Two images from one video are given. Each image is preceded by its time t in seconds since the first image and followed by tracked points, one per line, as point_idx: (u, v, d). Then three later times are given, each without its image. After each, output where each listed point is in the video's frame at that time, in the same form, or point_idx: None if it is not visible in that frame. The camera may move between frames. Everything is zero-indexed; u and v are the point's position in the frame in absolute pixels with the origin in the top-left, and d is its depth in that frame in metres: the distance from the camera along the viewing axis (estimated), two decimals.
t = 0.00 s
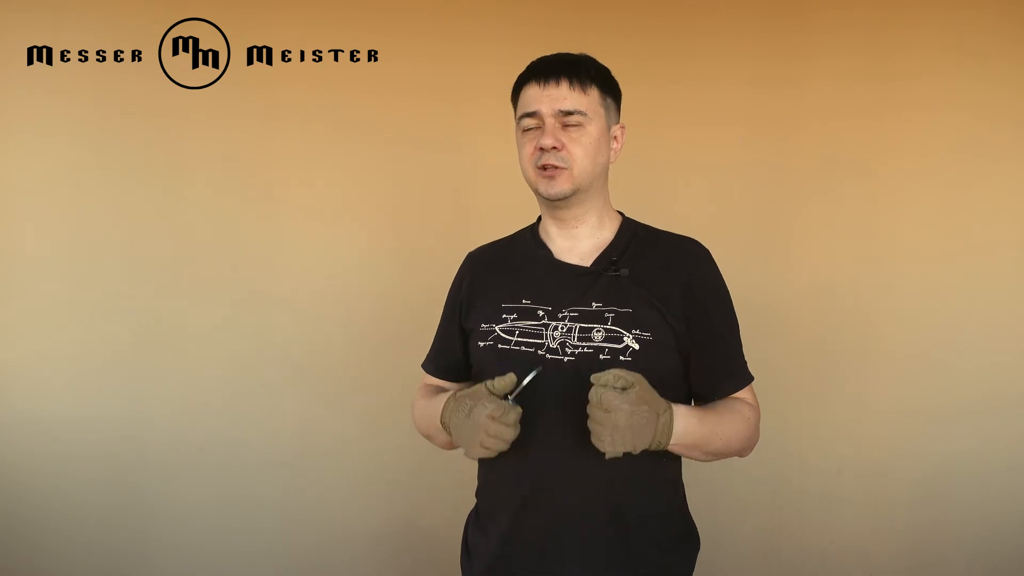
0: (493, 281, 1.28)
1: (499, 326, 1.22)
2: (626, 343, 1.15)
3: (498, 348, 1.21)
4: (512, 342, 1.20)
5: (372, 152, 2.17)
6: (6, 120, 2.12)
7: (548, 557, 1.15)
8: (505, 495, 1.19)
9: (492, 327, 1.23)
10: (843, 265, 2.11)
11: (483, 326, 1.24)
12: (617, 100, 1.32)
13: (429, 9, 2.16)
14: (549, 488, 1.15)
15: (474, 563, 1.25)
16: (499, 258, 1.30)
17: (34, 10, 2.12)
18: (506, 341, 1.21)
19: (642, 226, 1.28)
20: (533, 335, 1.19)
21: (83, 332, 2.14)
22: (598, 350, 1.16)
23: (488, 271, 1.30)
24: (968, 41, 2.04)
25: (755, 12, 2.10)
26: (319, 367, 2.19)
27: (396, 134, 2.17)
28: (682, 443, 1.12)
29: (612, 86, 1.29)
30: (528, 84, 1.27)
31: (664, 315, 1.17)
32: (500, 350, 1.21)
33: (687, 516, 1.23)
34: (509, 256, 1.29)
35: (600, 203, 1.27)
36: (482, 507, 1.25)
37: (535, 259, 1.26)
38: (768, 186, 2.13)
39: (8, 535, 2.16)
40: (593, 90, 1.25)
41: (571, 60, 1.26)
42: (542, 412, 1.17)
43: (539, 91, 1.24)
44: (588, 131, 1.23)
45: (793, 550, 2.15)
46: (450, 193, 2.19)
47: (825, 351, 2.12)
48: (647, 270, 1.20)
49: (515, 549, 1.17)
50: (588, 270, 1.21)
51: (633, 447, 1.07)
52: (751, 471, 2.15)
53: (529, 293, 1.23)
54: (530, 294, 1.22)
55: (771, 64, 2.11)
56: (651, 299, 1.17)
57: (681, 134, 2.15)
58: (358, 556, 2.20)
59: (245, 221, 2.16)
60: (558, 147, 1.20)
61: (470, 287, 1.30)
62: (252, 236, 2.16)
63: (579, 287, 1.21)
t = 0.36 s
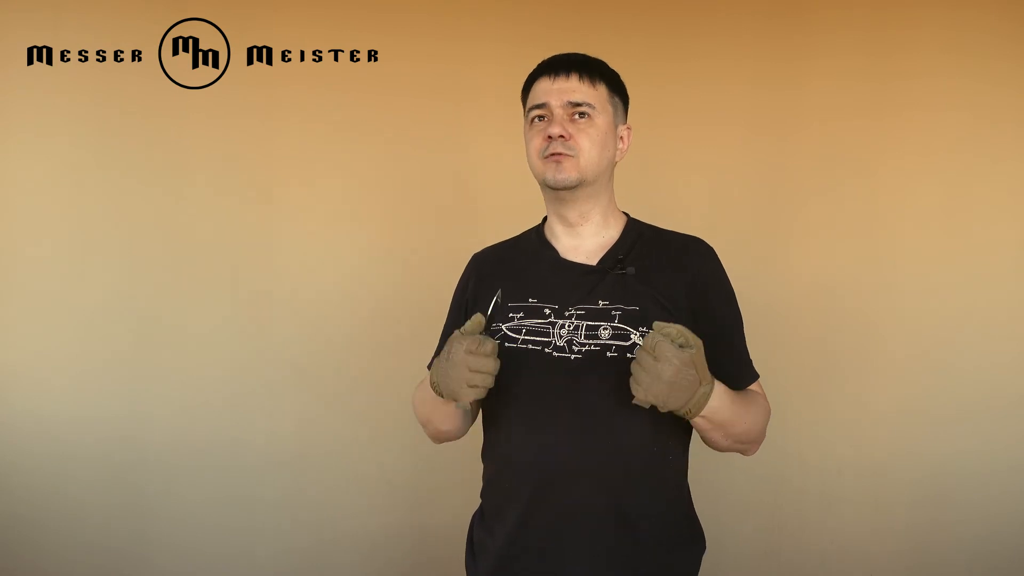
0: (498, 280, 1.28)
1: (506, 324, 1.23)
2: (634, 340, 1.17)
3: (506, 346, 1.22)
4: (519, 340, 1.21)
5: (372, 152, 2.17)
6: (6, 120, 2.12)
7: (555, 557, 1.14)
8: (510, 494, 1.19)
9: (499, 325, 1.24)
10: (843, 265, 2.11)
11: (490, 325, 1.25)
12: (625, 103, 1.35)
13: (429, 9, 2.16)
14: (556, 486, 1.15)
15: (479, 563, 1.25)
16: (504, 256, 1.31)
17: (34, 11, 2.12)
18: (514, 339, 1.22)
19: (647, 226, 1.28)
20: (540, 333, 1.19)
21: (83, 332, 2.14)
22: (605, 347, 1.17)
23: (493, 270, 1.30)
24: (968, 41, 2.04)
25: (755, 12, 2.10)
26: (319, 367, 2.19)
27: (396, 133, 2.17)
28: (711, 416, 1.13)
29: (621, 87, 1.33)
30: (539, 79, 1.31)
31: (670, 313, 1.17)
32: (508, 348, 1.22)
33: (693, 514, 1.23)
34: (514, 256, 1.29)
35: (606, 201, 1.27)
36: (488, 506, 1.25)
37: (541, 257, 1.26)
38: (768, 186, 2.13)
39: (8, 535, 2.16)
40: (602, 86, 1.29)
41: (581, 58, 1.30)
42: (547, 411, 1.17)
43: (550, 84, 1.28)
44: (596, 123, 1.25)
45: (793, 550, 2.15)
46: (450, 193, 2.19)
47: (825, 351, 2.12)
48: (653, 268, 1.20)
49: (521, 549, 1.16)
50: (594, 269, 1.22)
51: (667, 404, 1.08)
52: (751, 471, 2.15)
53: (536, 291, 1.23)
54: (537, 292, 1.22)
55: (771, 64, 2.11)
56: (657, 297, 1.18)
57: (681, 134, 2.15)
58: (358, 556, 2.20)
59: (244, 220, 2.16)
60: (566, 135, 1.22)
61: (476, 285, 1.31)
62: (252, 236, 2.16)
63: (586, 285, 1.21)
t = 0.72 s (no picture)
0: (499, 281, 1.28)
1: (507, 325, 1.23)
2: (634, 340, 1.16)
3: (507, 347, 1.22)
4: (520, 341, 1.21)
5: (372, 152, 2.17)
6: (6, 120, 2.12)
7: (556, 557, 1.14)
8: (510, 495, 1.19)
9: (499, 327, 1.23)
10: (843, 265, 2.11)
11: (490, 326, 1.25)
12: (625, 102, 1.35)
13: (429, 9, 2.16)
14: (555, 488, 1.14)
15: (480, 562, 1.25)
16: (504, 258, 1.31)
17: (34, 11, 2.12)
18: (514, 340, 1.21)
19: (648, 226, 1.28)
20: (541, 334, 1.19)
21: (84, 332, 2.14)
22: (605, 348, 1.16)
23: (495, 271, 1.30)
24: (968, 41, 2.04)
25: (755, 12, 2.10)
26: (319, 368, 2.19)
27: (396, 133, 2.17)
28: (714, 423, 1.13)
29: (620, 87, 1.33)
30: (539, 80, 1.31)
31: (671, 313, 1.17)
32: (508, 349, 1.21)
33: (694, 514, 1.23)
34: (515, 258, 1.30)
35: (606, 201, 1.27)
36: (489, 506, 1.25)
37: (541, 258, 1.26)
38: (768, 186, 2.13)
39: (8, 536, 2.16)
40: (601, 87, 1.29)
41: (581, 59, 1.30)
42: (547, 412, 1.17)
43: (549, 84, 1.28)
44: (595, 124, 1.25)
45: (793, 550, 2.15)
46: (450, 193, 2.19)
47: (825, 351, 2.12)
48: (653, 268, 1.20)
49: (522, 549, 1.17)
50: (595, 269, 1.22)
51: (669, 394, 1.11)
52: (751, 470, 2.15)
53: (536, 292, 1.23)
54: (537, 293, 1.22)
55: (771, 64, 2.11)
56: (658, 297, 1.18)
57: (681, 134, 2.15)
58: (358, 556, 2.20)
59: (244, 220, 2.16)
60: (566, 137, 1.22)
61: (477, 287, 1.31)
62: (253, 236, 2.16)
63: (586, 286, 1.21)
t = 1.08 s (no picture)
0: (494, 284, 1.27)
1: (502, 329, 1.22)
2: (631, 344, 1.15)
3: (502, 351, 1.21)
4: (515, 345, 1.20)
5: (372, 153, 2.17)
6: (6, 120, 2.12)
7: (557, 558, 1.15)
8: (513, 497, 1.20)
9: (495, 330, 1.23)
10: (843, 265, 2.11)
11: (486, 330, 1.24)
12: (617, 99, 1.29)
13: (429, 9, 2.16)
14: (557, 489, 1.16)
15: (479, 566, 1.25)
16: (499, 259, 1.30)
17: (34, 10, 2.12)
18: (510, 345, 1.20)
19: (644, 225, 1.27)
20: (537, 338, 1.18)
21: (84, 332, 2.14)
22: (602, 352, 1.16)
23: (490, 273, 1.29)
24: (968, 41, 2.04)
25: (756, 12, 2.10)
26: (319, 367, 2.19)
27: (396, 134, 2.17)
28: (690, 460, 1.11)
29: (611, 88, 1.26)
30: (524, 91, 1.24)
31: (668, 315, 1.16)
32: (504, 353, 1.21)
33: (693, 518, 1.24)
34: (510, 259, 1.28)
35: (601, 206, 1.25)
36: (488, 509, 1.25)
37: (536, 260, 1.25)
38: (768, 186, 2.13)
39: (9, 536, 2.16)
40: (591, 96, 1.22)
41: (569, 65, 1.23)
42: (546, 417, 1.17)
43: (536, 99, 1.22)
44: (587, 139, 1.21)
45: (793, 550, 2.15)
46: (450, 193, 2.19)
47: (824, 351, 2.12)
48: (649, 271, 1.20)
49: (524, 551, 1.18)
50: (591, 271, 1.21)
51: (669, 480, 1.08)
52: (751, 471, 2.15)
53: (531, 295, 1.22)
54: (533, 296, 1.22)
55: (772, 64, 2.11)
56: (655, 300, 1.17)
57: (681, 134, 2.15)
58: (359, 556, 2.21)
59: (244, 220, 2.16)
60: (557, 158, 1.19)
61: (472, 289, 1.30)
62: (253, 236, 2.16)
63: (582, 289, 1.20)
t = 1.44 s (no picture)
0: (487, 287, 1.26)
1: (494, 332, 1.21)
2: (625, 347, 1.14)
3: (494, 355, 1.20)
4: (508, 348, 1.19)
5: (372, 152, 2.17)
6: (6, 120, 2.12)
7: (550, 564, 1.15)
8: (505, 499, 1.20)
9: (487, 334, 1.22)
10: (843, 264, 2.11)
11: (478, 333, 1.23)
12: (610, 97, 1.30)
13: (429, 9, 2.16)
14: (549, 488, 1.17)
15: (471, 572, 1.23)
16: (492, 261, 1.29)
17: (34, 11, 2.12)
18: (502, 348, 1.19)
19: (639, 226, 1.27)
20: (529, 341, 1.18)
21: (84, 332, 2.14)
22: (595, 356, 1.15)
23: (482, 275, 1.28)
24: (968, 41, 2.04)
25: (755, 12, 2.10)
26: (319, 367, 2.19)
27: (396, 134, 2.18)
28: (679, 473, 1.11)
29: (605, 86, 1.28)
30: (518, 86, 1.24)
31: (662, 318, 1.16)
32: (496, 357, 1.20)
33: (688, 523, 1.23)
34: (503, 261, 1.28)
35: (596, 204, 1.26)
36: (481, 515, 1.24)
37: (530, 262, 1.25)
38: (767, 186, 2.13)
39: (9, 536, 2.16)
40: (587, 91, 1.23)
41: (564, 60, 1.24)
42: (538, 419, 1.16)
43: (532, 93, 1.22)
44: (584, 134, 1.21)
45: (793, 550, 2.15)
46: (450, 193, 2.19)
47: (824, 351, 2.12)
48: (643, 272, 1.19)
49: (518, 555, 1.16)
50: (585, 273, 1.20)
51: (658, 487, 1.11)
52: (752, 471, 2.15)
53: (524, 298, 1.21)
54: (526, 299, 1.21)
55: (771, 64, 2.11)
56: (649, 302, 1.16)
57: (681, 134, 2.15)
58: (359, 556, 2.21)
59: (244, 220, 2.16)
60: (555, 152, 1.19)
61: (465, 292, 1.29)
62: (253, 236, 2.16)
63: (576, 291, 1.19)
